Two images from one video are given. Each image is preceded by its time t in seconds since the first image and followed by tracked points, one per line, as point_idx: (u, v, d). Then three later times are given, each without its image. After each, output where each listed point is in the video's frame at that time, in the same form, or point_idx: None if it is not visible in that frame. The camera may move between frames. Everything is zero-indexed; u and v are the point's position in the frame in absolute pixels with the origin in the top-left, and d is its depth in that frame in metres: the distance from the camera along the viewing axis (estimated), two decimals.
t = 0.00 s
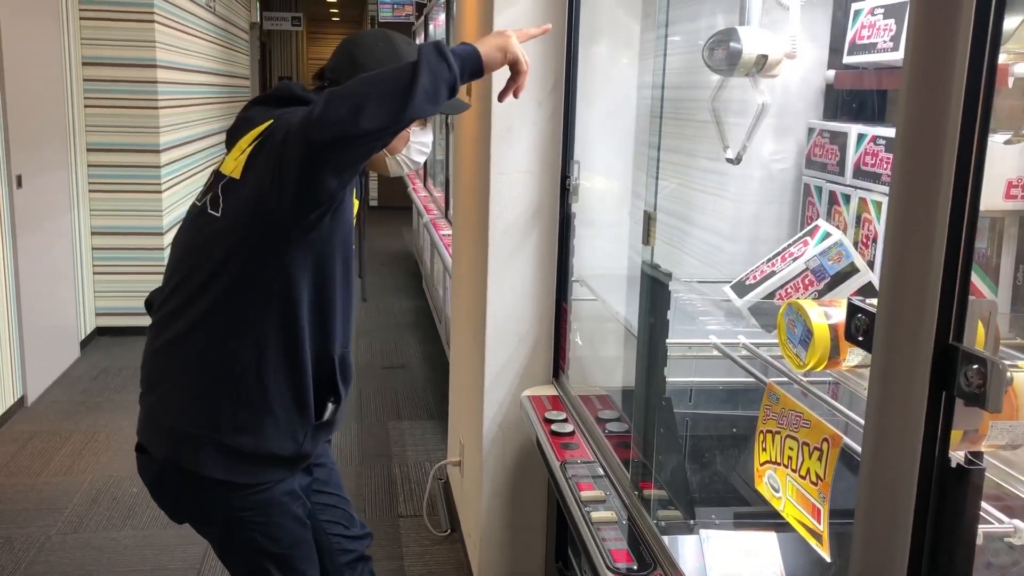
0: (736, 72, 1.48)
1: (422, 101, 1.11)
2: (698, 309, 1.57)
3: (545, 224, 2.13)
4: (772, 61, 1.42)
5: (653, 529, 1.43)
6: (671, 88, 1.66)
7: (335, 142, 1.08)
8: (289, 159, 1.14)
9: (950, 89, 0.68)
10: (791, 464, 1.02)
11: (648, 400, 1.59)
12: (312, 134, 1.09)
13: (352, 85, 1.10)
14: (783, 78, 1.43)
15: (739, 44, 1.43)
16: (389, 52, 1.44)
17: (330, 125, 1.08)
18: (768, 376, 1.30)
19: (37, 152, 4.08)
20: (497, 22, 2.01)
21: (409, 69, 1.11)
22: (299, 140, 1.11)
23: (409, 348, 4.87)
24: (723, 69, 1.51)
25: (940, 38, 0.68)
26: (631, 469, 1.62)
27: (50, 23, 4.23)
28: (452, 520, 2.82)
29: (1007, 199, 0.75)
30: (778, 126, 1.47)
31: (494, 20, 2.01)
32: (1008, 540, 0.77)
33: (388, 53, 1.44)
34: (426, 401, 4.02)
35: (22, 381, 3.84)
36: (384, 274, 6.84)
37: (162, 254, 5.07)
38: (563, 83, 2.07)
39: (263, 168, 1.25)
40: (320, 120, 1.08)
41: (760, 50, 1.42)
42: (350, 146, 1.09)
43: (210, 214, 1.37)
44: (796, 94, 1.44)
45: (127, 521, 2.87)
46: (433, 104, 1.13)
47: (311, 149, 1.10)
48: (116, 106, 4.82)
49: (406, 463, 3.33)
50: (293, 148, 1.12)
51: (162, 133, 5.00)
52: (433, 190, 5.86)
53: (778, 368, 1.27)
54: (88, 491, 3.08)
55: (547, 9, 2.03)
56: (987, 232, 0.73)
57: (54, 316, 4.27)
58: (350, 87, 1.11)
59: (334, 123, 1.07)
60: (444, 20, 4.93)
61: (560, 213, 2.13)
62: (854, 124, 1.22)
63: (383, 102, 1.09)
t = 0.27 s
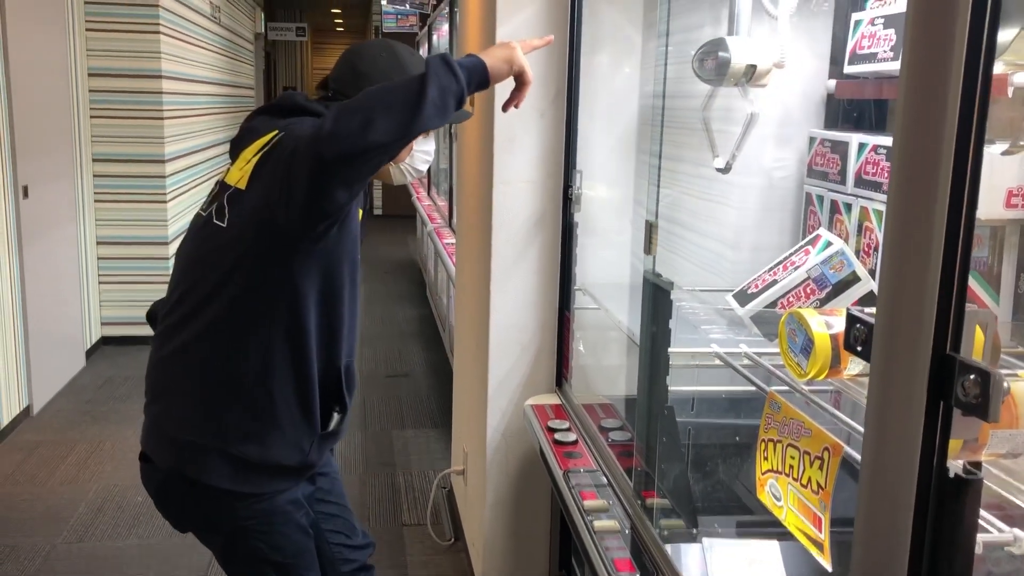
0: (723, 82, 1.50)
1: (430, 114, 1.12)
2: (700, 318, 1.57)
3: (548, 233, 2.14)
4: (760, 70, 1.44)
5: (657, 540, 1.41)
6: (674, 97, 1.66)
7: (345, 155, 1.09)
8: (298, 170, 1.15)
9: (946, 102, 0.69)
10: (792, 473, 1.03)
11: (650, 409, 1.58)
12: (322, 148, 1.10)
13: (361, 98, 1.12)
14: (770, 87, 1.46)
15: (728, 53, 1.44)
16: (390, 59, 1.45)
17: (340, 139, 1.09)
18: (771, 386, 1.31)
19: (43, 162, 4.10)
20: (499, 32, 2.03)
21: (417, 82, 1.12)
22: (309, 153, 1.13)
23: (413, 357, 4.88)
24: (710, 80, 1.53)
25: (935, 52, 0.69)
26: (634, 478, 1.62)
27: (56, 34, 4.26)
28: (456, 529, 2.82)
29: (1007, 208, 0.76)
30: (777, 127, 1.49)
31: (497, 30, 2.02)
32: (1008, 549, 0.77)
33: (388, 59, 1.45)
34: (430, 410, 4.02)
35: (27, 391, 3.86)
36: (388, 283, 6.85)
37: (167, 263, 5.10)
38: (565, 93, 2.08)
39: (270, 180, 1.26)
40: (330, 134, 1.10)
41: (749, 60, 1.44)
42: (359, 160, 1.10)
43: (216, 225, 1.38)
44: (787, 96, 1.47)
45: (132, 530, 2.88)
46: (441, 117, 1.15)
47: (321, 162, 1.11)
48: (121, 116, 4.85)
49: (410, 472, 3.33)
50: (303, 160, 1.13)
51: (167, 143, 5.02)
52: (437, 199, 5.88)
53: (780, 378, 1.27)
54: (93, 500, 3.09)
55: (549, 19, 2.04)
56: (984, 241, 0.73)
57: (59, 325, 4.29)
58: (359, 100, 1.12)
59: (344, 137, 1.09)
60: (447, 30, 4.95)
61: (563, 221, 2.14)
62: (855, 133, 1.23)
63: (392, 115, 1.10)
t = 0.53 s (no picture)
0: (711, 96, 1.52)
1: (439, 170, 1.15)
2: (705, 331, 1.57)
3: (552, 246, 2.15)
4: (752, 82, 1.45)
5: (663, 554, 1.41)
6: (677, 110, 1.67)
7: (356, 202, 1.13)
8: (305, 201, 1.17)
9: (947, 113, 0.70)
10: (797, 486, 1.02)
11: (655, 422, 1.60)
12: (334, 188, 1.13)
13: (372, 143, 1.15)
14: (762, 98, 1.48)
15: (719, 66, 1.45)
16: (396, 70, 1.45)
17: (350, 182, 1.12)
18: (777, 399, 1.30)
19: (49, 177, 4.13)
20: (502, 46, 2.04)
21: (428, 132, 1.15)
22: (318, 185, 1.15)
23: (417, 370, 4.88)
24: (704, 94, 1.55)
25: (935, 65, 0.70)
26: (639, 491, 1.62)
27: (62, 50, 4.29)
28: (461, 542, 2.81)
29: (1012, 219, 0.75)
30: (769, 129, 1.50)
31: (500, 44, 2.04)
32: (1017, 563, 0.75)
33: (394, 69, 1.44)
34: (434, 423, 4.02)
35: (33, 405, 3.87)
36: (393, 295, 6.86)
37: (172, 277, 5.11)
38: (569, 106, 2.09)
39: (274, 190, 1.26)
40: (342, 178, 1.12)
41: (739, 72, 1.45)
42: (366, 200, 1.14)
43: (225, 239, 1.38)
44: (781, 105, 1.48)
45: (137, 544, 2.88)
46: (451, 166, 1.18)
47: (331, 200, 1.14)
48: (127, 131, 4.88)
49: (415, 485, 3.33)
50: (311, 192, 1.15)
51: (173, 157, 5.05)
52: (441, 212, 5.90)
53: (785, 391, 1.27)
54: (98, 514, 3.09)
55: (552, 33, 2.05)
56: (987, 252, 0.73)
57: (64, 340, 4.30)
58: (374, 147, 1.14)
59: (355, 186, 1.12)
60: (451, 43, 4.97)
61: (566, 233, 2.14)
62: (858, 145, 1.24)
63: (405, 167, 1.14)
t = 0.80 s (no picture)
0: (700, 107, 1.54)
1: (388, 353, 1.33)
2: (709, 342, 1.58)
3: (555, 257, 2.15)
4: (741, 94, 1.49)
5: (666, 565, 1.42)
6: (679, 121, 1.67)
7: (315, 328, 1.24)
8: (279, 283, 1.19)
9: (946, 125, 0.70)
10: (801, 497, 1.02)
11: (659, 431, 1.57)
12: (303, 304, 1.21)
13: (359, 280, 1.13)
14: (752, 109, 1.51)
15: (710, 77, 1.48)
16: (391, 64, 1.54)
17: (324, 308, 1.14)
18: (781, 410, 1.29)
19: (55, 191, 4.15)
20: (505, 60, 2.05)
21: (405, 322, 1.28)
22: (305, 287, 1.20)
23: (421, 382, 4.88)
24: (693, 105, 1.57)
25: (933, 77, 0.70)
26: (643, 503, 1.62)
27: (68, 65, 4.32)
28: (466, 555, 2.80)
29: (1014, 229, 0.75)
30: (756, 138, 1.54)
31: (503, 57, 2.05)
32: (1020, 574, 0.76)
33: (390, 63, 1.54)
34: (439, 435, 4.01)
35: (38, 418, 3.87)
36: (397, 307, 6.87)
37: (177, 290, 5.13)
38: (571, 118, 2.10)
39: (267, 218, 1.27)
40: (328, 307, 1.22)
41: (728, 84, 1.48)
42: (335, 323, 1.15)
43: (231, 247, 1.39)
44: (775, 114, 1.50)
45: (141, 558, 2.88)
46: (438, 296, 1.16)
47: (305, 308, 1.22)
48: (132, 145, 4.90)
49: (419, 498, 3.32)
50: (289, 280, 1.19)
51: (177, 171, 5.07)
52: (444, 224, 5.92)
53: (790, 402, 1.27)
54: (102, 529, 3.08)
55: (555, 47, 2.06)
56: (989, 263, 0.73)
57: (69, 353, 4.31)
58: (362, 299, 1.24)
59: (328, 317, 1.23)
60: (454, 57, 5.00)
61: (570, 245, 2.15)
62: (860, 157, 1.24)
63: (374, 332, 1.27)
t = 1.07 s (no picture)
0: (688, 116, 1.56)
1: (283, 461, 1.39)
2: (711, 350, 1.59)
3: (557, 265, 2.15)
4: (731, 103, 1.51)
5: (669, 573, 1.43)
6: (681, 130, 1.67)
7: (256, 393, 1.34)
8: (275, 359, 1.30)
9: (946, 132, 0.71)
10: (804, 504, 1.02)
11: (661, 440, 1.56)
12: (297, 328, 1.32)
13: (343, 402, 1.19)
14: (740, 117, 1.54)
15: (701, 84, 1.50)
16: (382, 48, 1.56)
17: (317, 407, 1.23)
18: (784, 418, 1.29)
19: (58, 200, 4.16)
20: (507, 68, 2.05)
21: (316, 441, 1.34)
22: (284, 349, 1.31)
23: (424, 391, 4.88)
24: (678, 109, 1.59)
25: (934, 83, 0.71)
26: (646, 510, 1.62)
27: (71, 75, 4.34)
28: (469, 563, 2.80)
29: (1015, 235, 0.77)
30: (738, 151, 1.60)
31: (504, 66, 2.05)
32: None
33: (381, 48, 1.56)
34: (442, 443, 4.02)
35: (41, 427, 3.87)
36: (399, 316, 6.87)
37: (179, 299, 5.14)
38: (573, 126, 2.11)
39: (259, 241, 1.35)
40: (282, 378, 1.32)
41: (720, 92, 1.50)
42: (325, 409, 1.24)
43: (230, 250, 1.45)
44: (773, 119, 1.53)
45: (144, 566, 2.88)
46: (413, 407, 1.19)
47: (264, 368, 1.32)
48: (135, 154, 4.92)
49: (422, 506, 3.32)
50: (273, 328, 1.31)
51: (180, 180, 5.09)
52: (446, 232, 5.92)
53: (793, 410, 1.26)
54: (105, 538, 3.08)
55: (557, 56, 2.07)
56: (991, 269, 0.73)
57: (72, 362, 4.31)
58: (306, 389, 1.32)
59: (269, 392, 1.32)
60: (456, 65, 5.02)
61: (572, 253, 2.15)
62: (862, 163, 1.25)
63: (290, 432, 1.34)
